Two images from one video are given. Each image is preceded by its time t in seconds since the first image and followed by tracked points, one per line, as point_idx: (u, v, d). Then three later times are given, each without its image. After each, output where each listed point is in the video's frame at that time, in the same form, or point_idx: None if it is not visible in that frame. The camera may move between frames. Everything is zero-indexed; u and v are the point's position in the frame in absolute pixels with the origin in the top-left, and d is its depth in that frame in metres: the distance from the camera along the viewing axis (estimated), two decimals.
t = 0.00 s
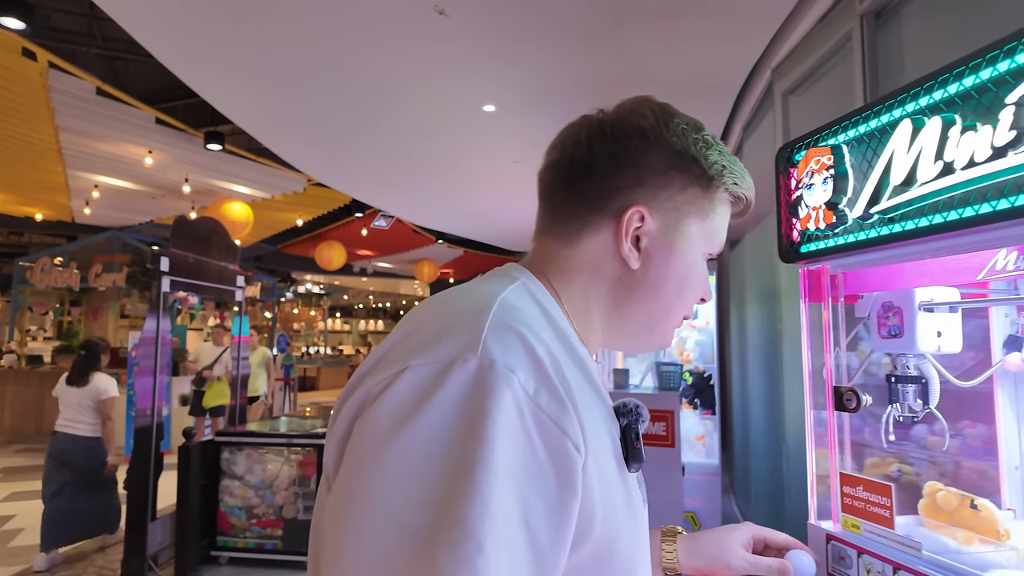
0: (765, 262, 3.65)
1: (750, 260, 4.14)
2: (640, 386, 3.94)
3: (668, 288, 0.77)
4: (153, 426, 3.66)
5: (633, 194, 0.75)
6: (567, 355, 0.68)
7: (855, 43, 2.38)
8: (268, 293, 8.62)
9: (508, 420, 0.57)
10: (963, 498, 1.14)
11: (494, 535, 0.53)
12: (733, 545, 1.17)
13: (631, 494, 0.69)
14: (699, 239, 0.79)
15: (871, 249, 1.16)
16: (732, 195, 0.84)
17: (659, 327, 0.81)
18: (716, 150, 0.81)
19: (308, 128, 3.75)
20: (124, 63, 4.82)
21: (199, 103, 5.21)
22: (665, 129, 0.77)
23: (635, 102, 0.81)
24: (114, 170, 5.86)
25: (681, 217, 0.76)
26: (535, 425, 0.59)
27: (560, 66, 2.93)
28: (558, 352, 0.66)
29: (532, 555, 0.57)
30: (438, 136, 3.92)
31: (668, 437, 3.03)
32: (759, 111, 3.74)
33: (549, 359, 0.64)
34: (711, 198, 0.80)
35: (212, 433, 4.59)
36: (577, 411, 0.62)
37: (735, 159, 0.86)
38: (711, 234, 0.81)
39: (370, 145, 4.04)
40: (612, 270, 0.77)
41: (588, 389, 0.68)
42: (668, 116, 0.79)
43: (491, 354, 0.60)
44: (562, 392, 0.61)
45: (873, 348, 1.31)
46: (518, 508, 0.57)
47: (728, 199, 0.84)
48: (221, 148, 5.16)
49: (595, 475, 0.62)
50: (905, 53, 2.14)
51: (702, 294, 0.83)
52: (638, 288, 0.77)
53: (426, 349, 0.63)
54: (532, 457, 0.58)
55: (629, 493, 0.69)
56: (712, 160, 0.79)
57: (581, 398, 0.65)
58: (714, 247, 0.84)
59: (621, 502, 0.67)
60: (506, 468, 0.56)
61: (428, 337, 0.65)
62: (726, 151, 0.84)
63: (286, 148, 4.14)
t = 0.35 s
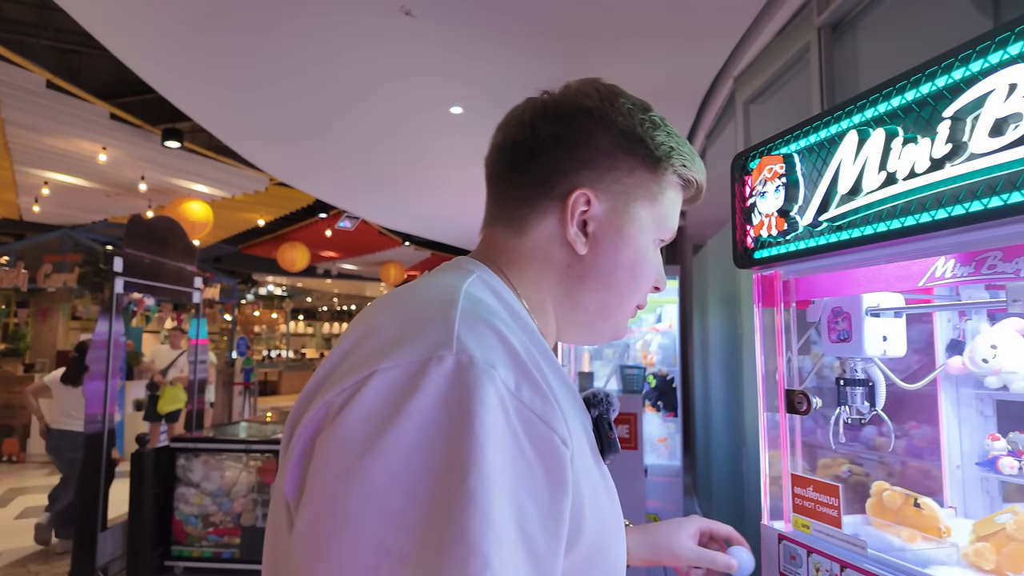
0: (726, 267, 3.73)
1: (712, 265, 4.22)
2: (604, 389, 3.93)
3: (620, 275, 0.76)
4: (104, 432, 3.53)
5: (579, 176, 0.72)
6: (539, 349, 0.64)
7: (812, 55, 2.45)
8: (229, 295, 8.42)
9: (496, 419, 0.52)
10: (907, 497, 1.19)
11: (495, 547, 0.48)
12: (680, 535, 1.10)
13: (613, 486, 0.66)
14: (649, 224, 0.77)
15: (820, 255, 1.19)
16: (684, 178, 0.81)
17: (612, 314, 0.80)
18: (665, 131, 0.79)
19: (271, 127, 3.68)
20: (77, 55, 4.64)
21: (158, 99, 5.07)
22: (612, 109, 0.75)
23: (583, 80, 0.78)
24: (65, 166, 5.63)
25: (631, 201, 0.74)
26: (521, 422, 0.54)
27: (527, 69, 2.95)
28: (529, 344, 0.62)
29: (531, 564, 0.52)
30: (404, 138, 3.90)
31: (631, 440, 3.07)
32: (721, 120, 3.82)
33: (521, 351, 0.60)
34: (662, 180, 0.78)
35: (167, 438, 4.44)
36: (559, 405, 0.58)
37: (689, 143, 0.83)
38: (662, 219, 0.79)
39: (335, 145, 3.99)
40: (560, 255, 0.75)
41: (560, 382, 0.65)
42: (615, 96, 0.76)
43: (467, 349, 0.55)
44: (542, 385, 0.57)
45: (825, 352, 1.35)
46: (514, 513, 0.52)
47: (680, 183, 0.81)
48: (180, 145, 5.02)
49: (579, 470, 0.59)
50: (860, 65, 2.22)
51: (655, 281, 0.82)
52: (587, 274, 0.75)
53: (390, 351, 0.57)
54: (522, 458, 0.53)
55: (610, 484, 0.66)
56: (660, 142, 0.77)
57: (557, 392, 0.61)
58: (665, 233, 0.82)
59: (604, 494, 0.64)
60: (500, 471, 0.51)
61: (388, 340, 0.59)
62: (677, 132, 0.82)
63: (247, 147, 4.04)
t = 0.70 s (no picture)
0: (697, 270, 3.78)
1: (682, 268, 4.28)
2: (577, 391, 3.97)
3: (549, 257, 0.71)
4: (65, 437, 3.42)
5: (489, 162, 0.71)
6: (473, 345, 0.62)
7: (780, 64, 2.50)
8: (196, 296, 8.23)
9: (416, 419, 0.50)
10: (869, 496, 1.22)
11: (415, 545, 0.47)
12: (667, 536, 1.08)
13: (560, 476, 0.65)
14: (575, 201, 0.72)
15: (786, 260, 1.22)
16: (612, 150, 0.75)
17: (553, 301, 0.74)
18: (580, 105, 0.74)
19: (241, 127, 3.62)
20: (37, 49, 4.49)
21: (123, 95, 4.94)
22: (517, 92, 0.73)
23: (500, 73, 0.79)
24: (23, 162, 5.44)
25: (547, 179, 0.70)
26: (445, 418, 0.53)
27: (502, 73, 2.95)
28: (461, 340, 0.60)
29: (460, 561, 0.51)
30: (378, 140, 3.87)
31: (603, 441, 3.11)
32: (692, 126, 3.87)
33: (451, 346, 0.58)
34: (583, 154, 0.72)
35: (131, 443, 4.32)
36: (490, 398, 0.57)
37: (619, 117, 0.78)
38: (593, 194, 0.73)
39: (306, 145, 3.94)
40: (484, 244, 0.72)
41: (499, 375, 0.63)
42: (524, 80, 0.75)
43: (389, 349, 0.53)
44: (471, 380, 0.56)
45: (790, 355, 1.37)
46: (440, 509, 0.50)
47: (610, 156, 0.75)
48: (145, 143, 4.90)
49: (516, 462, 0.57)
50: (826, 75, 2.27)
51: (598, 265, 0.76)
52: (514, 260, 0.71)
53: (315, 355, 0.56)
54: (448, 454, 0.52)
55: (559, 473, 0.65)
56: (573, 115, 0.73)
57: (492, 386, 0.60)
58: (606, 211, 0.76)
59: (553, 484, 0.62)
60: (421, 467, 0.49)
61: (316, 346, 0.58)
62: (601, 106, 0.77)
63: (216, 146, 3.96)
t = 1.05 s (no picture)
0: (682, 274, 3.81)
1: (669, 272, 4.30)
2: (564, 396, 3.99)
3: (458, 251, 0.72)
4: (44, 443, 3.32)
5: (403, 173, 0.77)
6: (386, 342, 0.63)
7: (765, 70, 2.53)
8: (180, 298, 8.14)
9: (296, 411, 0.52)
10: (853, 499, 1.23)
11: (276, 531, 0.47)
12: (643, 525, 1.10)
13: (489, 467, 0.64)
14: (478, 191, 0.72)
15: (770, 265, 1.23)
16: (516, 136, 0.74)
17: (476, 295, 0.73)
18: (476, 96, 0.75)
19: (226, 128, 3.59)
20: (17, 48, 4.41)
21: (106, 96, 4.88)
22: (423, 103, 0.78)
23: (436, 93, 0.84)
24: (2, 163, 5.35)
25: (446, 174, 0.73)
26: (334, 411, 0.54)
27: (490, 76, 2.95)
28: (369, 338, 0.61)
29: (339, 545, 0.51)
30: (365, 143, 3.85)
31: (589, 445, 3.12)
32: (678, 131, 3.90)
33: (358, 346, 0.60)
34: (480, 143, 0.72)
35: (114, 448, 4.26)
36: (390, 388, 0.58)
37: (529, 99, 0.76)
38: (499, 179, 0.72)
39: (292, 147, 3.92)
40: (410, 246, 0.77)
41: (419, 372, 0.64)
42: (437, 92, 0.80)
43: (284, 347, 0.56)
44: (365, 374, 0.57)
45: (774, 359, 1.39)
46: (316, 496, 0.51)
47: (514, 139, 0.74)
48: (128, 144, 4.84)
49: (419, 453, 0.57)
50: (809, 82, 2.30)
51: (519, 254, 0.73)
52: (427, 255, 0.74)
53: (230, 358, 0.59)
54: (334, 441, 0.53)
55: (487, 467, 0.64)
56: (464, 108, 0.74)
57: (404, 381, 0.61)
58: (523, 197, 0.73)
59: (475, 476, 0.61)
60: (294, 454, 0.50)
61: (239, 348, 0.62)
62: (509, 94, 0.76)
63: (200, 148, 3.93)
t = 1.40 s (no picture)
0: (673, 277, 3.82)
1: (659, 275, 4.32)
2: (555, 399, 4.01)
3: (407, 260, 0.80)
4: (28, 446, 3.30)
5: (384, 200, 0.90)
6: (331, 341, 0.71)
7: (754, 75, 2.55)
8: (168, 301, 8.07)
9: (215, 392, 0.61)
10: (841, 501, 1.24)
11: (171, 488, 0.57)
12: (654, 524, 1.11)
13: (413, 460, 0.69)
14: (419, 206, 0.80)
15: (758, 268, 1.24)
16: (448, 150, 0.78)
17: (424, 299, 0.80)
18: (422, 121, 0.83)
19: (215, 130, 3.57)
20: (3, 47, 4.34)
21: (94, 97, 4.84)
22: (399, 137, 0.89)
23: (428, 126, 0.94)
24: None
25: (400, 197, 0.83)
26: (254, 396, 0.63)
27: (481, 80, 2.95)
28: (313, 338, 0.70)
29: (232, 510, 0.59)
30: (355, 146, 3.85)
31: (580, 448, 3.13)
32: (669, 136, 3.92)
33: (296, 344, 0.68)
34: (420, 163, 0.80)
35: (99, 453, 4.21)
36: (313, 381, 0.66)
37: (468, 114, 0.80)
38: (435, 194, 0.79)
39: (282, 150, 3.91)
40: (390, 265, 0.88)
41: (359, 370, 0.71)
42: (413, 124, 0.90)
43: (229, 343, 0.66)
44: (291, 370, 0.65)
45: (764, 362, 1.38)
46: (221, 469, 0.60)
47: (448, 152, 0.79)
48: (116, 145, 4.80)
49: (327, 441, 0.65)
50: (797, 88, 2.33)
51: (454, 261, 0.78)
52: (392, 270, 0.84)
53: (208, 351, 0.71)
54: (247, 421, 0.62)
55: (408, 461, 0.69)
56: (407, 134, 0.82)
57: (336, 379, 0.68)
58: (457, 207, 0.78)
59: (388, 468, 0.67)
60: (205, 429, 0.59)
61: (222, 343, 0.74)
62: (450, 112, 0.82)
63: (189, 150, 3.91)
